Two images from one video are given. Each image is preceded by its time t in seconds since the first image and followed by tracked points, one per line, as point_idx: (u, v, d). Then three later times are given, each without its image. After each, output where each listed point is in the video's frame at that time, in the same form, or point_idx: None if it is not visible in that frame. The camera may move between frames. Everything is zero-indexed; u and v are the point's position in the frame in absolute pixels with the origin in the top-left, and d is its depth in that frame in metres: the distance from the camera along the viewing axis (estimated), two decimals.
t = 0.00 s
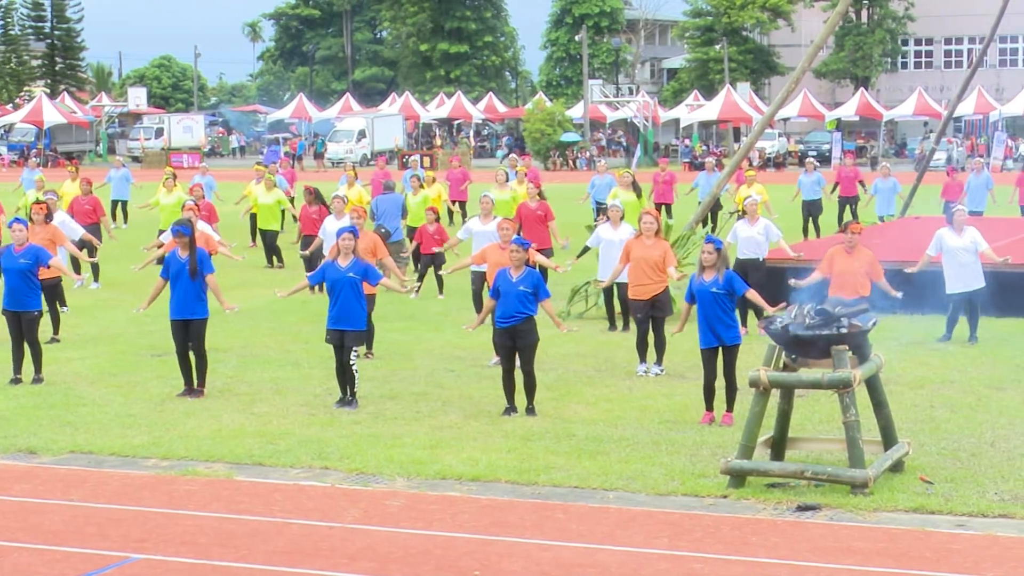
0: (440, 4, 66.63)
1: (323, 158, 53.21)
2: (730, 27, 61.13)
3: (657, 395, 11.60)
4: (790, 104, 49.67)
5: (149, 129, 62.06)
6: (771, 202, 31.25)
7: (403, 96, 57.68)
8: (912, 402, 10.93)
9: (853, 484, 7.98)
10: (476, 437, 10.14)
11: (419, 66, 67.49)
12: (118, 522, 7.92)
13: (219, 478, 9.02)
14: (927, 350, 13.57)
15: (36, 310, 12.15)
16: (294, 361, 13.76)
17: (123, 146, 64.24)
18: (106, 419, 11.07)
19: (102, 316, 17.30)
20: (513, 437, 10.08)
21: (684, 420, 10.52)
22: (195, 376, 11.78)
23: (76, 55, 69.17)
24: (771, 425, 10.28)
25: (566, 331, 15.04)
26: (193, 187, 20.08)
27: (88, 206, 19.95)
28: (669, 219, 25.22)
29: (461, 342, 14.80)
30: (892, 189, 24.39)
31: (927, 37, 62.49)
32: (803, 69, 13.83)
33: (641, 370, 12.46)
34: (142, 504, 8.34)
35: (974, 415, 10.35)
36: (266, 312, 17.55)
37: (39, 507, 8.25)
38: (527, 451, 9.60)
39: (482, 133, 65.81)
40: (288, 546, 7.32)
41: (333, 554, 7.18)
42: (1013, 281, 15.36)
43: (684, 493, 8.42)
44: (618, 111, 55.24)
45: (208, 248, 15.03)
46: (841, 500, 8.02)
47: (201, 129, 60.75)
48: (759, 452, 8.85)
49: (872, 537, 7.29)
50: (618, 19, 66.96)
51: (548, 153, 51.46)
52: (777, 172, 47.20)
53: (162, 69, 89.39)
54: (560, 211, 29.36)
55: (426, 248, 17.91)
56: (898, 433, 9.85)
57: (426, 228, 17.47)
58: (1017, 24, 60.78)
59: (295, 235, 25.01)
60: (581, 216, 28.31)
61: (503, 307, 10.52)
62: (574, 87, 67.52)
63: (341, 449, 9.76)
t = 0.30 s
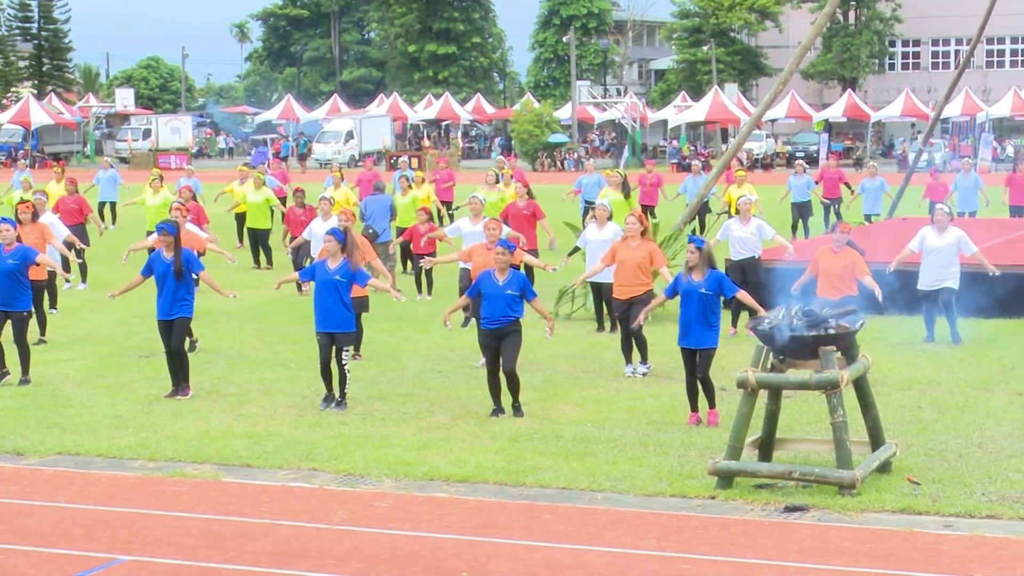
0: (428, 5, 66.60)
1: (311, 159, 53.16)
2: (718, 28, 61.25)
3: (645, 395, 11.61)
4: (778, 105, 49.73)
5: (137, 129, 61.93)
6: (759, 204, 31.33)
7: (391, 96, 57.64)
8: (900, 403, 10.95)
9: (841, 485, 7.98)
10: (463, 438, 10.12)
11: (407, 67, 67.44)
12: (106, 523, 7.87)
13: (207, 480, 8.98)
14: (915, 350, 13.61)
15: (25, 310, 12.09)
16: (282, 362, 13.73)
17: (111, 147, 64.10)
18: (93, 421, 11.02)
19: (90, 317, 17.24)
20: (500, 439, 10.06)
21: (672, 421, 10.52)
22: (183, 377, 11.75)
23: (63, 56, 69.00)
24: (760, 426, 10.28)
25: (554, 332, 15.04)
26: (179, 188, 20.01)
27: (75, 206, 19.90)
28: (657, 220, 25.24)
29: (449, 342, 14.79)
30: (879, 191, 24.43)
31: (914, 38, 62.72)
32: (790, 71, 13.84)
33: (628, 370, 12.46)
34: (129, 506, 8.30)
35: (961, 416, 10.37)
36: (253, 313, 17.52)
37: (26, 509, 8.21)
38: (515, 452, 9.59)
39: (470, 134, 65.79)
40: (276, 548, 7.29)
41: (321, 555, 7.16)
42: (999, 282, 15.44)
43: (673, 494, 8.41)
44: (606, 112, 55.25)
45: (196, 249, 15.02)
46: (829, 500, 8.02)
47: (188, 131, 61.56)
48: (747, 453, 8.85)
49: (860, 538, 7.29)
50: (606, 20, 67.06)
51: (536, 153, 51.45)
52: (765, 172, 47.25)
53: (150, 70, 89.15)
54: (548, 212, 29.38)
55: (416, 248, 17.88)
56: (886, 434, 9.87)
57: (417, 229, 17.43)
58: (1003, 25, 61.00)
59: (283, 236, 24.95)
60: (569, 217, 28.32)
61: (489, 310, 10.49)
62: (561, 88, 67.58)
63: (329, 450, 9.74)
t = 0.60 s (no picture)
0: (415, 5, 66.55)
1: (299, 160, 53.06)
2: (705, 29, 61.39)
3: (632, 396, 11.60)
4: (764, 106, 49.78)
5: (123, 130, 61.76)
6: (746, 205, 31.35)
7: (378, 98, 57.57)
8: (886, 403, 10.96)
9: (828, 485, 7.98)
10: (450, 439, 10.11)
11: (394, 68, 67.42)
12: (92, 524, 7.84)
13: (193, 481, 8.94)
14: (901, 351, 13.65)
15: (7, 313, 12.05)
16: (269, 363, 13.68)
17: (98, 148, 63.88)
18: (80, 422, 10.96)
19: (76, 318, 17.15)
20: (488, 440, 10.04)
21: (659, 422, 10.51)
22: (169, 379, 11.70)
23: (49, 57, 68.73)
24: (746, 427, 10.28)
25: (541, 333, 15.03)
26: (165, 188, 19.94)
27: (59, 208, 19.83)
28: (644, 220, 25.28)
29: (436, 344, 14.77)
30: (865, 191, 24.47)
31: (900, 39, 62.96)
32: (775, 73, 13.82)
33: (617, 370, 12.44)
34: (116, 506, 8.25)
35: (947, 416, 10.39)
36: (240, 314, 17.46)
37: (13, 510, 8.16)
38: (503, 453, 9.57)
39: (457, 135, 65.74)
40: (263, 548, 7.26)
41: (309, 556, 7.13)
42: (984, 283, 15.47)
43: (659, 494, 8.40)
44: (593, 114, 55.24)
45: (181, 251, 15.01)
46: (816, 501, 8.01)
47: (176, 131, 61.13)
48: (734, 453, 8.85)
49: (846, 538, 7.30)
50: (593, 20, 67.14)
51: (522, 154, 51.46)
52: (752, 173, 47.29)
53: (136, 71, 88.82)
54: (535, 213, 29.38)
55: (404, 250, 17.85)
56: (873, 434, 9.87)
57: (406, 230, 17.41)
58: (989, 27, 61.26)
59: (270, 237, 24.90)
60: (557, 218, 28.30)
61: (480, 310, 10.48)
62: (548, 89, 67.64)
63: (316, 452, 9.71)
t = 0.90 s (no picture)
0: (404, 7, 66.50)
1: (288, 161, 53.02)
2: (694, 31, 61.48)
3: (621, 398, 11.59)
4: (753, 108, 49.87)
5: (111, 131, 61.63)
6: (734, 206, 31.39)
7: (366, 99, 57.54)
8: (874, 405, 10.97)
9: (816, 487, 7.98)
10: (439, 441, 10.09)
11: (383, 69, 67.43)
12: (80, 526, 7.80)
13: (182, 483, 8.92)
14: (889, 351, 13.68)
15: None
16: (257, 365, 13.65)
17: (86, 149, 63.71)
18: (68, 423, 10.92)
19: (64, 319, 17.09)
20: (476, 441, 10.03)
21: (647, 423, 10.52)
22: (158, 380, 11.67)
23: (37, 58, 68.52)
24: (735, 428, 10.30)
25: (530, 334, 15.01)
26: (153, 190, 19.87)
27: (47, 208, 19.75)
28: (633, 222, 25.30)
29: (425, 345, 14.75)
30: (853, 192, 24.52)
31: (889, 41, 63.14)
32: (764, 73, 13.75)
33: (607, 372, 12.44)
34: (104, 508, 8.23)
35: (936, 418, 10.40)
36: (228, 316, 17.41)
37: None
38: (491, 454, 9.56)
39: (445, 136, 65.73)
40: (251, 551, 7.24)
41: (297, 558, 7.12)
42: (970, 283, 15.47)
43: (647, 496, 8.40)
44: (581, 115, 55.24)
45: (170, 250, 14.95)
46: (804, 503, 8.02)
47: (163, 132, 61.12)
48: (722, 455, 8.86)
49: (834, 539, 7.30)
50: (581, 22, 67.24)
51: (511, 156, 51.50)
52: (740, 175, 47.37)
53: (124, 72, 88.60)
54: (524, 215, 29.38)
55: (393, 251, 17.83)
56: (861, 435, 9.87)
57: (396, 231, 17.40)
58: (977, 29, 61.46)
59: (258, 239, 24.85)
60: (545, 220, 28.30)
61: (472, 312, 10.48)
62: (537, 90, 67.71)
63: (304, 453, 9.69)
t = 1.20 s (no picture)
0: (390, 8, 66.43)
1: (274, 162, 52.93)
2: (679, 32, 61.55)
3: (606, 399, 11.59)
4: (739, 109, 49.94)
5: (97, 132, 61.42)
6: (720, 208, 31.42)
7: (352, 100, 57.46)
8: (860, 406, 10.98)
9: (802, 488, 7.99)
10: (425, 442, 10.07)
11: (369, 71, 67.40)
12: (65, 528, 7.76)
13: (167, 484, 8.88)
14: (874, 353, 13.70)
15: None
16: (243, 367, 13.61)
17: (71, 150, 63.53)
18: (53, 426, 10.87)
19: (49, 321, 17.01)
20: (463, 443, 10.01)
21: (634, 424, 10.51)
22: (144, 382, 11.62)
23: (22, 59, 68.24)
24: (721, 429, 10.30)
25: (516, 336, 14.99)
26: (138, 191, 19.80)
27: (33, 209, 19.65)
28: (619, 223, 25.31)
29: (411, 347, 14.72)
30: (838, 194, 24.58)
31: (874, 43, 63.36)
32: (750, 76, 13.82)
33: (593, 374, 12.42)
34: (89, 510, 8.18)
35: (921, 419, 10.41)
36: (214, 318, 17.35)
37: None
38: (477, 456, 9.54)
39: (432, 137, 65.71)
40: (236, 552, 7.21)
41: (283, 560, 7.09)
42: (955, 283, 15.52)
43: (633, 497, 8.39)
44: (567, 116, 55.23)
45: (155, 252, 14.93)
46: (790, 504, 8.03)
47: (149, 134, 61.00)
48: (708, 456, 8.86)
49: (820, 540, 7.31)
50: (567, 23, 67.30)
51: (497, 157, 51.48)
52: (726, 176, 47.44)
53: (110, 74, 88.29)
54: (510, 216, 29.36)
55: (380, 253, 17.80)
56: (847, 437, 9.88)
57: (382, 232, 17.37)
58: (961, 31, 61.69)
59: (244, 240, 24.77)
60: (532, 222, 28.31)
61: (456, 312, 10.46)
62: (523, 92, 67.78)
63: (290, 455, 9.66)
